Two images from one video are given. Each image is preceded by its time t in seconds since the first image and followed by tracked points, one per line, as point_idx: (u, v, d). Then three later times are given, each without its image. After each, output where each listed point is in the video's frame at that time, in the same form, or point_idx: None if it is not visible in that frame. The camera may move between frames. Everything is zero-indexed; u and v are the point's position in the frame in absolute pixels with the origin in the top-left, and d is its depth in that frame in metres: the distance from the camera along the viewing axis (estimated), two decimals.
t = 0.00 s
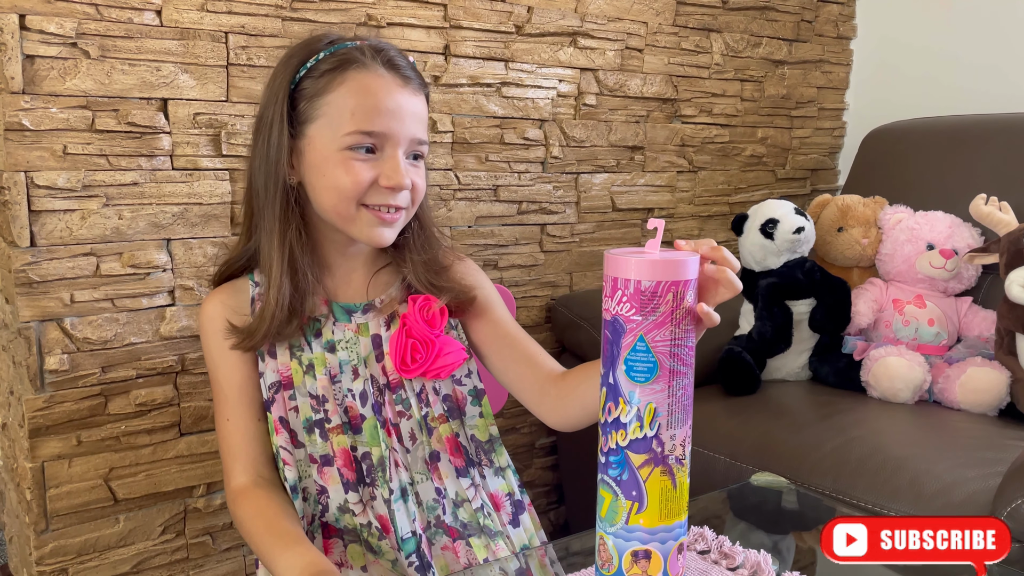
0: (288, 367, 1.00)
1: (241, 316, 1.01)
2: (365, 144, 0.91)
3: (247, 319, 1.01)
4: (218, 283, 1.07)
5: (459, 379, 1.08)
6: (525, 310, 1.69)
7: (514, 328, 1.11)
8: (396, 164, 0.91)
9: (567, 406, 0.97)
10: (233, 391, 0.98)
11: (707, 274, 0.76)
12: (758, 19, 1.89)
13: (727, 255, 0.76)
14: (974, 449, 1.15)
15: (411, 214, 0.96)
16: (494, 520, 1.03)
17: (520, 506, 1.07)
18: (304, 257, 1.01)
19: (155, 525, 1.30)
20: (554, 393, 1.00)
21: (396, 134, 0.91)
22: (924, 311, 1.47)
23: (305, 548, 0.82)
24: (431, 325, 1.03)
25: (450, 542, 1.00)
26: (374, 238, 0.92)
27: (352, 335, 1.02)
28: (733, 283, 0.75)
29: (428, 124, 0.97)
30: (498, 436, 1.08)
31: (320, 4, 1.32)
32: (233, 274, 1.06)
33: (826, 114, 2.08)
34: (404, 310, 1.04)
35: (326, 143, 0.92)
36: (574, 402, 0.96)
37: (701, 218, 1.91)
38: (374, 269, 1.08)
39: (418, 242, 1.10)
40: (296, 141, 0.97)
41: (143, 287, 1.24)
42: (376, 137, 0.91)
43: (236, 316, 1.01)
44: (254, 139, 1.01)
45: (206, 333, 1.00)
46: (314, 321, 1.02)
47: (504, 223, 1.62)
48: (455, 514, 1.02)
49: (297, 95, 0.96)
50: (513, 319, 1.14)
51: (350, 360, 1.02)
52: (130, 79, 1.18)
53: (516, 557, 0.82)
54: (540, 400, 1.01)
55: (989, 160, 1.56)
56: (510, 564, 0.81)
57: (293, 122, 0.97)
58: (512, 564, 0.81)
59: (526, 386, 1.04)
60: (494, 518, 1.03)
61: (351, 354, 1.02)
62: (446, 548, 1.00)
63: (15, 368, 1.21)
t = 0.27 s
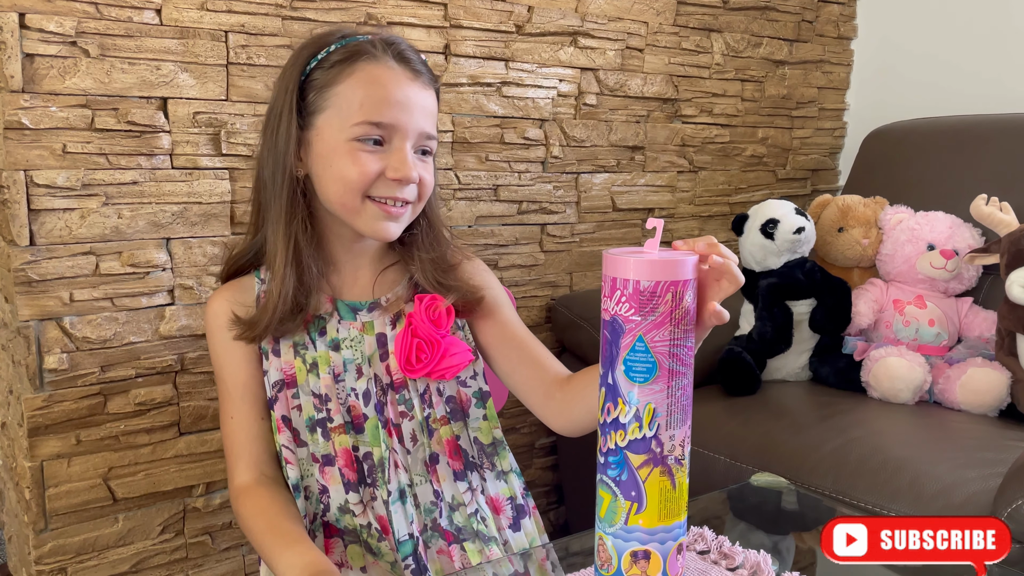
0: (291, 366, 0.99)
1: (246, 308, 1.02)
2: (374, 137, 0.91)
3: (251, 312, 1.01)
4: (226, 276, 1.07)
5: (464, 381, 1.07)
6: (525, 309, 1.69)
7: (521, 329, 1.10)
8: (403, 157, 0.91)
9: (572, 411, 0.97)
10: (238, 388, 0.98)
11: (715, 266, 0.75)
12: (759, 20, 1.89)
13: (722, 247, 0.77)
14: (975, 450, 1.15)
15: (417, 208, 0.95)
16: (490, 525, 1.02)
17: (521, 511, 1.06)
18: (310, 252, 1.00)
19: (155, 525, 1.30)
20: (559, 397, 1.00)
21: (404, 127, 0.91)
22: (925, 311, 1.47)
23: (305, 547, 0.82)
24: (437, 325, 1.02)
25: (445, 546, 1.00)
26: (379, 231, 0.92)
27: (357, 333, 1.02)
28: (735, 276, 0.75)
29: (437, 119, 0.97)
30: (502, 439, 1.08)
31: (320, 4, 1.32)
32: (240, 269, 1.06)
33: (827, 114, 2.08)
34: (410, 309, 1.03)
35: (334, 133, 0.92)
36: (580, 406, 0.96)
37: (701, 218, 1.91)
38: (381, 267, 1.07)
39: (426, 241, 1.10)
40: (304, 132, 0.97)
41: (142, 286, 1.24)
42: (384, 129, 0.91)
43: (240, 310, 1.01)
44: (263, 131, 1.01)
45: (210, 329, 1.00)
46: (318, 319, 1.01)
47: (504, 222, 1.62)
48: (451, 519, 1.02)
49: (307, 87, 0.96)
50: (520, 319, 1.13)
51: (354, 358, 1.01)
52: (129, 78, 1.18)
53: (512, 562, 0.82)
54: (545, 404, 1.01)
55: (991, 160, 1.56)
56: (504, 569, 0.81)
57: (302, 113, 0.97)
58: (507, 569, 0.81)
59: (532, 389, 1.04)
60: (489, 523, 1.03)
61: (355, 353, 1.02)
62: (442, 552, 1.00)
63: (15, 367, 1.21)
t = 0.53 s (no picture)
0: (293, 367, 0.99)
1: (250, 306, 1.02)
2: (384, 136, 0.91)
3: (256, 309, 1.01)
4: (231, 273, 1.07)
5: (467, 384, 1.07)
6: (525, 310, 1.69)
7: (524, 333, 1.10)
8: (413, 158, 0.91)
9: (573, 415, 0.97)
10: (239, 388, 0.98)
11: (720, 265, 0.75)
12: (760, 20, 1.89)
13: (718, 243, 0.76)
14: (975, 451, 1.14)
15: (423, 211, 0.95)
16: (491, 529, 1.02)
17: (523, 514, 1.06)
18: (317, 252, 1.00)
19: (155, 525, 1.30)
20: (561, 401, 1.00)
21: (416, 128, 0.91)
22: (925, 312, 1.47)
23: (305, 547, 0.82)
24: (440, 328, 1.02)
25: (446, 549, 1.00)
26: (385, 231, 0.92)
27: (359, 335, 1.02)
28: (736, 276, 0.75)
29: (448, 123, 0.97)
30: (504, 442, 1.08)
31: (321, 4, 1.32)
32: (246, 265, 1.06)
33: (828, 115, 2.08)
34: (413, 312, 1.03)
35: (345, 131, 0.92)
36: (580, 409, 0.96)
37: (702, 219, 1.91)
38: (385, 269, 1.07)
39: (431, 244, 1.10)
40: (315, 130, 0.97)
41: (142, 286, 1.24)
42: (395, 129, 0.91)
43: (244, 307, 1.01)
44: (274, 127, 1.01)
45: (212, 328, 0.99)
46: (321, 320, 1.02)
47: (504, 223, 1.62)
48: (453, 521, 1.02)
49: (320, 85, 0.97)
50: (523, 322, 1.13)
51: (355, 360, 1.01)
52: (130, 78, 1.17)
53: (514, 563, 0.82)
54: (547, 408, 1.01)
55: (992, 161, 1.56)
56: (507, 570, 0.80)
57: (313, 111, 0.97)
58: (508, 571, 0.81)
59: (533, 391, 1.04)
60: (490, 526, 1.03)
61: (357, 355, 1.02)
62: (443, 555, 1.00)
63: (15, 367, 1.21)
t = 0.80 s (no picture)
0: (292, 369, 0.99)
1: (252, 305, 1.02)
2: (389, 136, 0.91)
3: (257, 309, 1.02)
4: (232, 272, 1.07)
5: (466, 386, 1.07)
6: (525, 311, 1.69)
7: (524, 335, 1.10)
8: (416, 158, 0.91)
9: (573, 415, 0.97)
10: (238, 389, 0.98)
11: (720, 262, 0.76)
12: (760, 22, 1.89)
13: (715, 238, 0.75)
14: (975, 452, 1.15)
15: (425, 211, 0.95)
16: (491, 530, 1.03)
17: (524, 515, 1.06)
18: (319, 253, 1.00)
19: (155, 525, 1.30)
20: (561, 402, 1.00)
21: (420, 128, 0.92)
22: (925, 314, 1.47)
23: (306, 548, 0.82)
24: (439, 330, 1.02)
25: (447, 551, 1.00)
26: (387, 231, 0.92)
27: (359, 337, 1.02)
28: (742, 265, 0.76)
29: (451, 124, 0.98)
30: (504, 444, 1.08)
31: (321, 5, 1.32)
32: (247, 265, 1.06)
33: (828, 116, 2.08)
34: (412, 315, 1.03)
35: (349, 130, 0.93)
36: (581, 409, 0.96)
37: (702, 220, 1.91)
38: (384, 271, 1.07)
39: (432, 246, 1.10)
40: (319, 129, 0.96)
41: (143, 287, 1.24)
42: (400, 129, 0.91)
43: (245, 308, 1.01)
44: (277, 126, 1.01)
45: (212, 329, 0.99)
46: (321, 322, 1.02)
47: (505, 224, 1.62)
48: (454, 523, 1.02)
49: (324, 84, 0.97)
50: (523, 324, 1.13)
51: (355, 363, 1.02)
52: (131, 79, 1.18)
53: (516, 563, 0.82)
54: (547, 409, 1.01)
55: (992, 162, 1.56)
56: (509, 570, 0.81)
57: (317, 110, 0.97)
58: (509, 572, 0.81)
59: (534, 393, 1.04)
60: (491, 528, 1.03)
61: (356, 357, 1.02)
62: (444, 557, 1.00)
63: (16, 367, 1.21)
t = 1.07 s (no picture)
0: (291, 370, 0.99)
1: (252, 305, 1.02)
2: (389, 136, 0.92)
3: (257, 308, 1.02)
4: (230, 272, 1.07)
5: (465, 385, 1.07)
6: (525, 311, 1.69)
7: (522, 334, 1.10)
8: (416, 158, 0.91)
9: (573, 414, 0.97)
10: (237, 391, 0.98)
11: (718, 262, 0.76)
12: (760, 22, 1.90)
13: (714, 240, 0.75)
14: (975, 453, 1.15)
15: (423, 211, 0.95)
16: (494, 527, 1.03)
17: (525, 513, 1.06)
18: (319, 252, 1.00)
19: (155, 525, 1.30)
20: (561, 400, 1.00)
21: (420, 128, 0.92)
22: (925, 314, 1.47)
23: (304, 548, 0.82)
24: (437, 330, 1.02)
25: (451, 549, 1.00)
26: (386, 231, 0.92)
27: (357, 338, 1.02)
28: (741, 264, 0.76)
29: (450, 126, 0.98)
30: (505, 442, 1.08)
31: (322, 5, 1.33)
32: (246, 264, 1.06)
33: (828, 117, 2.08)
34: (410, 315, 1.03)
35: (349, 129, 0.93)
36: (580, 408, 0.96)
37: (702, 221, 1.91)
38: (383, 271, 1.07)
39: (430, 246, 1.10)
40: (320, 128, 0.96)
41: (144, 287, 1.24)
42: (400, 129, 0.92)
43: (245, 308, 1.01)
44: (276, 125, 1.01)
45: (211, 330, 0.99)
46: (319, 323, 1.02)
47: (505, 224, 1.62)
48: (456, 521, 1.02)
49: (325, 84, 0.97)
50: (521, 323, 1.14)
51: (354, 363, 1.02)
52: (131, 79, 1.18)
53: (518, 562, 0.83)
54: (547, 407, 1.01)
55: (993, 163, 1.56)
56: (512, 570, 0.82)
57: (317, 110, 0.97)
58: (514, 569, 0.82)
59: (533, 392, 1.04)
60: (494, 525, 1.03)
61: (355, 357, 1.02)
62: (448, 556, 1.00)
63: (16, 367, 1.21)
